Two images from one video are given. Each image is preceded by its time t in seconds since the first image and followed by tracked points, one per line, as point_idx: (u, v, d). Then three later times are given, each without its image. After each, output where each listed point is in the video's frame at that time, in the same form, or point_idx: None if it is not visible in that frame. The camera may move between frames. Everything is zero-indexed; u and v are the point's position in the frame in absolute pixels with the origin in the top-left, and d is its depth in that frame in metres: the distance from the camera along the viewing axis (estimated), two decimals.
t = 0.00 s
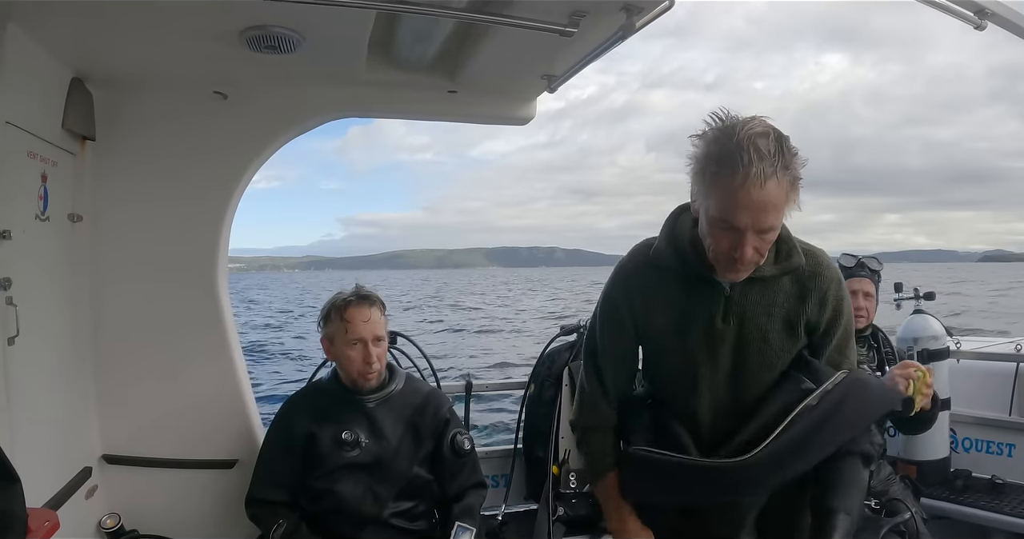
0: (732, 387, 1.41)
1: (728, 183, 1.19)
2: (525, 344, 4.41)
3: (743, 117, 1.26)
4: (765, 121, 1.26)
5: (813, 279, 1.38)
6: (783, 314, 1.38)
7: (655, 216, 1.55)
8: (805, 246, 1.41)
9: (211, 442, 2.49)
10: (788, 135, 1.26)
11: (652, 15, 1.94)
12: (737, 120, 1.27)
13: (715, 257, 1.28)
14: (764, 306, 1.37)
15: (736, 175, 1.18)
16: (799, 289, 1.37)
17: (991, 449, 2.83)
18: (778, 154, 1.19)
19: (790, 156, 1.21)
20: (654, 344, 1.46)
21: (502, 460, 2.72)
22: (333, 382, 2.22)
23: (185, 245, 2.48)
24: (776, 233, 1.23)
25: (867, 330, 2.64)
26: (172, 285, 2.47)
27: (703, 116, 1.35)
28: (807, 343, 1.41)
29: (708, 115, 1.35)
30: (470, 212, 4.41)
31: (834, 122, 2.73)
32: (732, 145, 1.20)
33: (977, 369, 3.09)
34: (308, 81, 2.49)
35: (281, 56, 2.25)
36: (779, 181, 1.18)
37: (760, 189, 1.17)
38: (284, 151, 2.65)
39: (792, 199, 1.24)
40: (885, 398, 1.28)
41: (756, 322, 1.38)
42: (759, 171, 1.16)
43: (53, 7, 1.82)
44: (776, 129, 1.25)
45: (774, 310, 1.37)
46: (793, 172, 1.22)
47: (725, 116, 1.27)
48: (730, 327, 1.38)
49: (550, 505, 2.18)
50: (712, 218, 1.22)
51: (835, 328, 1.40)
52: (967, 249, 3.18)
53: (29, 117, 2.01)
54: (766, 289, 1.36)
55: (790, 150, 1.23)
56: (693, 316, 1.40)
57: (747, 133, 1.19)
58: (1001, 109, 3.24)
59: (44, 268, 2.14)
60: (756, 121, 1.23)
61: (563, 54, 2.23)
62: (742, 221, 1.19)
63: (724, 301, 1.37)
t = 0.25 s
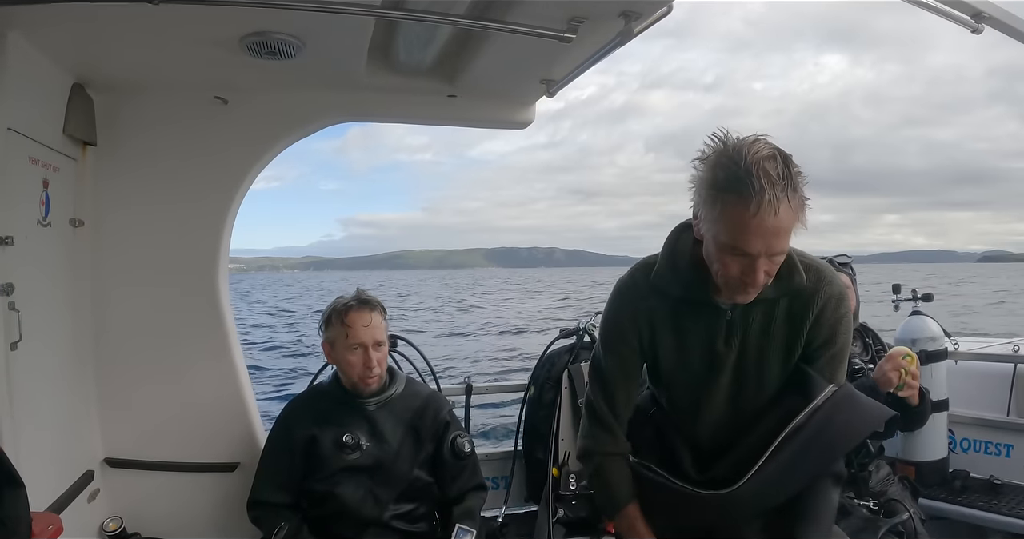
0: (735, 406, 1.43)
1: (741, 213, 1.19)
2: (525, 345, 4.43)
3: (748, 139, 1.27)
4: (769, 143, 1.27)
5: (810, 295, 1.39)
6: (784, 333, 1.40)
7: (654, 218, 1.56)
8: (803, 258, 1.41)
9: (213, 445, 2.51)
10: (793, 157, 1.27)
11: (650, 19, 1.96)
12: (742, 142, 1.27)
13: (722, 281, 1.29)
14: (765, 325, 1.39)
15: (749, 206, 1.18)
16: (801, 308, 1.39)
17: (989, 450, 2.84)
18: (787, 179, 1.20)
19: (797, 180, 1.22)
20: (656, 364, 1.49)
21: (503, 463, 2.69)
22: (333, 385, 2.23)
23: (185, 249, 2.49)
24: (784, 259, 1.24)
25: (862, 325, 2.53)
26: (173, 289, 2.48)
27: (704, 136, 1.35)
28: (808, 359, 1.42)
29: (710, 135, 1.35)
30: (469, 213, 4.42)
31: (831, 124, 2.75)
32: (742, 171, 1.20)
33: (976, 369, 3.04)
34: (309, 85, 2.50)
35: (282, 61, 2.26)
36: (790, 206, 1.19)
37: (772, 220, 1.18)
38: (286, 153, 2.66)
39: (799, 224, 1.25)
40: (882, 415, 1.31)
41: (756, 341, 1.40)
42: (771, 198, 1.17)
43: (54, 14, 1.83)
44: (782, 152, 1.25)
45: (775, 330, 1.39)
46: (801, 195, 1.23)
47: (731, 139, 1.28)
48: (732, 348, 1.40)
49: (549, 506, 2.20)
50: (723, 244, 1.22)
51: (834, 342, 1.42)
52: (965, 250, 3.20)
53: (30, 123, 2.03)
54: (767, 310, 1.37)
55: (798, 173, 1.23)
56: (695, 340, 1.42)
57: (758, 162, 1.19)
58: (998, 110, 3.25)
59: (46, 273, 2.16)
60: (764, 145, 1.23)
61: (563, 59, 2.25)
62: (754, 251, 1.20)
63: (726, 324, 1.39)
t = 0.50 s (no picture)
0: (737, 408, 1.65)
1: (744, 231, 1.23)
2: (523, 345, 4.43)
3: (755, 155, 1.30)
4: (776, 159, 1.31)
5: (809, 305, 1.58)
6: (784, 342, 1.60)
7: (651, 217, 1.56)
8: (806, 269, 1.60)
9: (211, 446, 2.51)
10: (800, 173, 1.30)
11: (646, 19, 1.96)
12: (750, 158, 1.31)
13: (727, 294, 1.34)
14: (767, 336, 1.59)
15: (753, 224, 1.22)
16: (802, 318, 1.58)
17: (986, 448, 2.85)
18: (792, 197, 1.24)
19: (802, 197, 1.26)
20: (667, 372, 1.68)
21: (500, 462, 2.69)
22: (331, 386, 2.24)
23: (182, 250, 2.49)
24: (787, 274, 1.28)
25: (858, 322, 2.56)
26: (170, 290, 2.49)
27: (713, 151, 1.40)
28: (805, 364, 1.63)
29: (718, 149, 1.39)
30: (466, 212, 4.42)
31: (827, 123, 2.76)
32: (746, 189, 1.24)
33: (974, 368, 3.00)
34: (305, 86, 2.51)
35: (278, 62, 2.26)
36: (793, 224, 1.23)
37: (775, 237, 1.22)
38: (284, 154, 2.66)
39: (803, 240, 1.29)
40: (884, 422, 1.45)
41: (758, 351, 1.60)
42: (774, 216, 1.21)
43: (50, 16, 1.83)
44: (788, 169, 1.29)
45: (776, 340, 1.59)
46: (805, 213, 1.27)
47: (738, 155, 1.32)
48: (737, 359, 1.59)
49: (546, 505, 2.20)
50: (726, 261, 1.27)
51: (832, 348, 1.62)
52: (961, 249, 3.20)
53: (27, 125, 2.03)
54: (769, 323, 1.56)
55: (803, 190, 1.27)
56: (704, 352, 1.60)
57: (763, 181, 1.23)
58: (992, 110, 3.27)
59: (43, 274, 2.16)
60: (770, 162, 1.27)
61: (559, 59, 2.25)
62: (757, 268, 1.24)
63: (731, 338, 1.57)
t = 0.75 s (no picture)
0: (743, 407, 1.67)
1: (743, 242, 1.23)
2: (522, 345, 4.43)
3: (759, 163, 1.29)
4: (781, 167, 1.29)
5: (816, 306, 1.58)
6: (790, 341, 1.61)
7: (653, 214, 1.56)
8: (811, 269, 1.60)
9: (210, 446, 2.50)
10: (805, 182, 1.29)
11: (647, 18, 1.96)
12: (754, 165, 1.30)
13: (729, 302, 1.34)
14: (773, 335, 1.60)
15: (751, 236, 1.22)
16: (808, 317, 1.58)
17: (986, 445, 2.85)
18: (794, 208, 1.22)
19: (805, 207, 1.25)
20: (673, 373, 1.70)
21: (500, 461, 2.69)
22: (331, 385, 2.23)
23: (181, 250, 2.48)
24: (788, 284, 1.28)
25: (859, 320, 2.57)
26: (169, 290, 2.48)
27: (718, 156, 1.38)
28: (812, 363, 1.64)
29: (723, 154, 1.38)
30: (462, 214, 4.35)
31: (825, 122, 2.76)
32: (747, 200, 1.23)
33: (972, 365, 3.04)
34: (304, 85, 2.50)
35: (277, 60, 2.26)
36: (794, 236, 1.22)
37: (774, 249, 1.21)
38: (283, 152, 2.65)
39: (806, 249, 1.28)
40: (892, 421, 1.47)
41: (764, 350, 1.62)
42: (775, 228, 1.20)
43: (49, 14, 1.82)
44: (792, 178, 1.27)
45: (782, 340, 1.60)
46: (808, 222, 1.25)
47: (742, 162, 1.30)
48: (743, 359, 1.61)
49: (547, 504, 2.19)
50: (728, 271, 1.27)
51: (839, 347, 1.62)
52: (958, 249, 3.21)
53: (25, 124, 2.02)
54: (775, 322, 1.57)
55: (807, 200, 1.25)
56: (710, 353, 1.61)
57: (763, 191, 1.22)
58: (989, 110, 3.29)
59: (42, 274, 2.15)
60: (773, 171, 1.25)
61: (558, 58, 2.25)
62: (756, 279, 1.24)
63: (737, 338, 1.59)
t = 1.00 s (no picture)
0: (740, 407, 1.70)
1: (723, 251, 1.26)
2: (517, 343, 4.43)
3: (743, 169, 1.31)
4: (766, 173, 1.31)
5: (808, 301, 1.60)
6: (784, 340, 1.63)
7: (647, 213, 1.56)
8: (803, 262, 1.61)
9: (205, 445, 2.50)
10: (790, 188, 1.30)
11: (642, 17, 1.96)
12: (739, 171, 1.32)
13: (714, 306, 1.38)
14: (766, 335, 1.62)
15: (731, 246, 1.25)
16: (801, 316, 1.61)
17: (979, 444, 2.84)
18: (775, 217, 1.25)
19: (787, 214, 1.27)
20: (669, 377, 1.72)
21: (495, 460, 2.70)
22: (326, 385, 2.23)
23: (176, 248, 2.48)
24: (771, 290, 1.31)
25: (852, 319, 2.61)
26: (164, 288, 2.47)
27: (707, 161, 1.40)
28: (806, 361, 1.66)
29: (711, 158, 1.40)
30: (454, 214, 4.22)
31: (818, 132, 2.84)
32: (728, 208, 1.26)
33: (966, 363, 3.09)
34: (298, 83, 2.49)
35: (272, 58, 2.25)
36: (775, 244, 1.24)
37: (752, 259, 1.24)
38: (277, 151, 2.65)
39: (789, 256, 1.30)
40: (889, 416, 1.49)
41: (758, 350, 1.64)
42: (755, 237, 1.23)
43: (42, 11, 1.81)
44: (777, 184, 1.29)
45: (775, 340, 1.62)
46: (790, 230, 1.27)
47: (727, 169, 1.33)
48: (738, 361, 1.64)
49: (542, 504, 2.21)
50: (710, 277, 1.32)
51: (832, 344, 1.65)
52: (951, 248, 3.23)
53: (19, 121, 2.01)
54: (768, 323, 1.60)
55: (790, 207, 1.27)
56: (705, 356, 1.64)
57: (743, 202, 1.24)
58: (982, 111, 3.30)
59: (35, 272, 2.14)
60: (756, 179, 1.27)
61: (553, 57, 2.25)
62: (737, 287, 1.27)
63: (731, 340, 1.62)
